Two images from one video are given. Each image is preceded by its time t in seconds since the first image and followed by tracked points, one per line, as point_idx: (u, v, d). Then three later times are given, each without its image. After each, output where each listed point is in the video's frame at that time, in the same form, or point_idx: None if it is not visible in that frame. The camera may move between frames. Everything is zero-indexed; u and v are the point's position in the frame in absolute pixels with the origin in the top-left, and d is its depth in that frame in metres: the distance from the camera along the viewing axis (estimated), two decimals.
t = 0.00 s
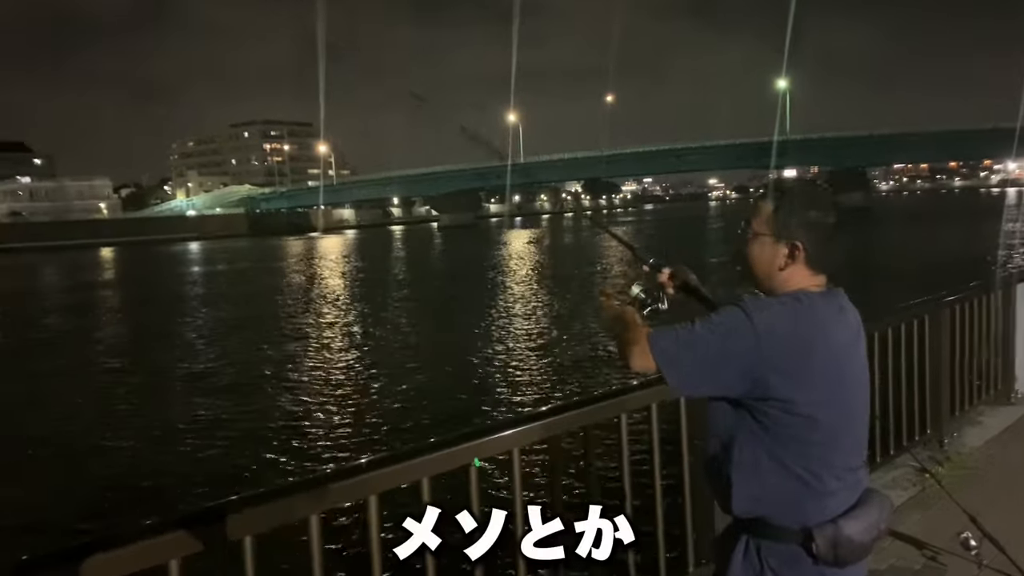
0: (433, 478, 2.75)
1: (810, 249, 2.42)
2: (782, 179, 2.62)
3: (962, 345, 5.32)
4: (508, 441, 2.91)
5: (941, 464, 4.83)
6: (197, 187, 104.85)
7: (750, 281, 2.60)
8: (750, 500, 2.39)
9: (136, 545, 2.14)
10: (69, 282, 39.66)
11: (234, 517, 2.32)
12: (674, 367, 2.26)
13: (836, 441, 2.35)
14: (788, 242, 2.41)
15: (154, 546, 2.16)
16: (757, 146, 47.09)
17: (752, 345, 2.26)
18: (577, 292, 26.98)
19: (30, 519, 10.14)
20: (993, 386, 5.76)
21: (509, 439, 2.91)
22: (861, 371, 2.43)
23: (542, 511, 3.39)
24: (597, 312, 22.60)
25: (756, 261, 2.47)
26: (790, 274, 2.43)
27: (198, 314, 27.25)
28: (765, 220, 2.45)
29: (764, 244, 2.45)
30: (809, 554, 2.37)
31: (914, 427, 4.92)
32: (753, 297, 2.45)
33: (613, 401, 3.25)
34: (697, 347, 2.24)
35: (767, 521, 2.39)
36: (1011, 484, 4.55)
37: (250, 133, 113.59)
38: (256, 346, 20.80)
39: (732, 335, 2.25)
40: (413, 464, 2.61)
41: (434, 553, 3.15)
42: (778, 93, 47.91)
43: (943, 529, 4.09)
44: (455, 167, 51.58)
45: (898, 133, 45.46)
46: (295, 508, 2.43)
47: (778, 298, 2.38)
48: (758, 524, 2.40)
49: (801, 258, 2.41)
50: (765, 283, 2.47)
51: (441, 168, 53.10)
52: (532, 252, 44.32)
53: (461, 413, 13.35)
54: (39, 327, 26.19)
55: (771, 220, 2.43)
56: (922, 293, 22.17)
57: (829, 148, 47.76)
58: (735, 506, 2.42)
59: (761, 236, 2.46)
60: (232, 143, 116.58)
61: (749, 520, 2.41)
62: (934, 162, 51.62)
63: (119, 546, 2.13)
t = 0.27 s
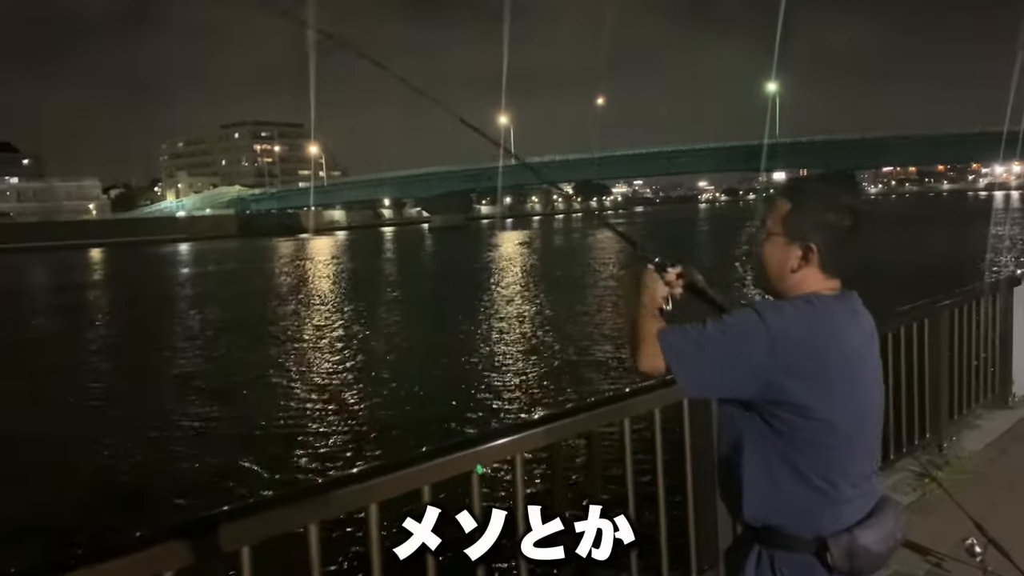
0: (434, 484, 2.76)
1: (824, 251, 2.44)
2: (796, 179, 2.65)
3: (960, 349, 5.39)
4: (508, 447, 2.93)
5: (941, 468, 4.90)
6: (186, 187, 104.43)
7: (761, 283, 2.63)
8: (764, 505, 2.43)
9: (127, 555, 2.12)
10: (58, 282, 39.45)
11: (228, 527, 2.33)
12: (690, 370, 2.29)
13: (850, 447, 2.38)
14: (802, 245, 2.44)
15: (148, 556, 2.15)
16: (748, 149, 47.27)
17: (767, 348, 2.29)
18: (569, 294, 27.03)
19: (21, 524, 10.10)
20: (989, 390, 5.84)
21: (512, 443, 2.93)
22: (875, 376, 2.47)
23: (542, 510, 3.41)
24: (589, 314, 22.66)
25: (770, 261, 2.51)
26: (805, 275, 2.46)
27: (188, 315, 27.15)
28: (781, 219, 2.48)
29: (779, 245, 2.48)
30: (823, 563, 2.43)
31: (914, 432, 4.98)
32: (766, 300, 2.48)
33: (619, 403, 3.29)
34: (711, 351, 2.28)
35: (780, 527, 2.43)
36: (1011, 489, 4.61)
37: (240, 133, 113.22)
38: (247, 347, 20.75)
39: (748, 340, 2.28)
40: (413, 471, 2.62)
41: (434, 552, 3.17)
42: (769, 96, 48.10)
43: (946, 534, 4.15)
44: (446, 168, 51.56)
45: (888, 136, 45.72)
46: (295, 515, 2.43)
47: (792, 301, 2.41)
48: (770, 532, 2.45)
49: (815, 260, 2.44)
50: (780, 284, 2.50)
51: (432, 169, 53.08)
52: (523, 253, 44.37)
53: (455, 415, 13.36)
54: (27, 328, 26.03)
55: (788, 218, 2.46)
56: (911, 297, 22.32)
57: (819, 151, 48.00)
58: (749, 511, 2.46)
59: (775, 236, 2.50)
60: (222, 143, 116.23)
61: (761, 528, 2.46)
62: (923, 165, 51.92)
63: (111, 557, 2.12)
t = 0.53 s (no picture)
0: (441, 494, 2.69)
1: (844, 259, 2.40)
2: (815, 180, 2.60)
3: (964, 354, 5.34)
4: (516, 455, 2.86)
5: (945, 475, 4.84)
6: (181, 191, 104.28)
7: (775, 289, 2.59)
8: (769, 516, 2.38)
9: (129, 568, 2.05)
10: (51, 285, 39.28)
11: (227, 538, 2.24)
12: (699, 375, 2.23)
13: (862, 457, 2.33)
14: (822, 251, 2.40)
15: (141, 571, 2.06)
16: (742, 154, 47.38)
17: (778, 354, 2.24)
18: (565, 298, 26.99)
19: (12, 527, 9.99)
20: (993, 396, 5.79)
21: (520, 451, 2.87)
22: (890, 385, 2.42)
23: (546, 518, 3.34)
24: (585, 318, 22.61)
25: (788, 267, 2.46)
26: (821, 282, 2.42)
27: (182, 319, 27.04)
28: (804, 222, 2.43)
29: (799, 248, 2.43)
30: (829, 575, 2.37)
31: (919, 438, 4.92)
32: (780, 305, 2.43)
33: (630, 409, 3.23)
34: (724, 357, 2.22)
35: (784, 538, 2.38)
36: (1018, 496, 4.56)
37: (235, 137, 113.15)
38: (242, 351, 20.64)
39: (760, 345, 2.23)
40: (419, 479, 2.55)
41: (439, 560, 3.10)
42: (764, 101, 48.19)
43: (955, 544, 4.09)
44: (441, 172, 51.55)
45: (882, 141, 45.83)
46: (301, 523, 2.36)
47: (808, 306, 2.36)
48: (776, 544, 2.39)
49: (835, 267, 2.40)
50: (795, 290, 2.45)
51: (427, 173, 53.06)
52: (518, 258, 44.36)
53: (451, 420, 13.28)
54: (18, 331, 25.90)
55: (812, 223, 2.42)
56: (906, 304, 22.35)
57: (814, 157, 48.10)
58: (753, 521, 2.40)
59: (797, 238, 2.44)
60: (217, 147, 116.15)
61: (765, 539, 2.40)
62: (918, 171, 52.05)
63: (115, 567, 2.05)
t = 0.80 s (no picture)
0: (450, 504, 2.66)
1: (850, 265, 2.36)
2: (819, 186, 2.56)
3: (980, 361, 5.29)
4: (526, 465, 2.84)
5: (963, 484, 4.79)
6: (193, 194, 104.82)
7: (779, 295, 2.54)
8: (762, 528, 2.32)
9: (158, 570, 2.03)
10: (63, 287, 39.54)
11: (239, 545, 2.21)
12: (692, 381, 2.19)
13: (861, 469, 2.27)
14: (826, 256, 2.36)
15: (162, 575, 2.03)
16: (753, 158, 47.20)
17: (775, 361, 2.19)
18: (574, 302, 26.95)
19: (19, 529, 10.02)
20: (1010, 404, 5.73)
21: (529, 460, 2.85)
22: (892, 397, 2.36)
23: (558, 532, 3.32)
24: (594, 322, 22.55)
25: (790, 273, 2.42)
26: (823, 289, 2.37)
27: (192, 322, 27.14)
28: (807, 227, 2.40)
29: (800, 253, 2.39)
30: None
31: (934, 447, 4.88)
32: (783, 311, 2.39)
33: (630, 422, 3.21)
34: (720, 363, 2.18)
35: (777, 552, 2.32)
36: None
37: (247, 140, 113.67)
38: (251, 355, 20.68)
39: (755, 351, 2.19)
40: (430, 488, 2.53)
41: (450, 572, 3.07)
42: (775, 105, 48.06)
43: (972, 555, 4.05)
44: (451, 176, 51.62)
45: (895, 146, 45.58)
46: (306, 537, 2.33)
47: (809, 313, 2.31)
48: (770, 556, 2.33)
49: (838, 274, 2.36)
50: (796, 296, 2.41)
51: (438, 177, 53.13)
52: (528, 262, 44.35)
53: (459, 424, 13.26)
54: (30, 333, 26.07)
55: (815, 228, 2.38)
56: (919, 310, 22.16)
57: (826, 160, 47.89)
58: (745, 531, 2.35)
59: (799, 243, 2.41)
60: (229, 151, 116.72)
61: (758, 549, 2.35)
62: (931, 175, 51.74)
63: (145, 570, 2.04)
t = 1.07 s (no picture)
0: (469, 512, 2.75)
1: (857, 271, 2.40)
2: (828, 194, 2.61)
3: (1005, 373, 5.50)
4: (543, 474, 2.93)
5: (992, 496, 4.97)
6: (220, 197, 106.03)
7: (791, 304, 2.57)
8: (774, 539, 2.34)
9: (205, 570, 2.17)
10: (93, 290, 40.17)
11: (272, 551, 2.34)
12: (701, 393, 2.22)
13: (872, 485, 2.28)
14: (834, 263, 2.40)
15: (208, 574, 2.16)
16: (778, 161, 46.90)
17: (780, 374, 2.21)
18: (597, 306, 27.06)
19: (50, 523, 10.20)
20: None
21: (547, 469, 2.94)
22: (904, 410, 2.37)
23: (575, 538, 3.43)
24: (617, 326, 22.63)
25: (799, 283, 2.46)
26: (834, 297, 2.41)
27: (219, 324, 27.50)
28: (814, 235, 2.44)
29: (809, 262, 2.44)
30: None
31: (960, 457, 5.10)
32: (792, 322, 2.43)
33: (645, 435, 3.31)
34: (728, 373, 2.20)
35: (787, 566, 2.34)
36: None
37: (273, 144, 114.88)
38: (277, 357, 20.99)
39: (763, 364, 2.21)
40: (451, 496, 2.63)
41: None
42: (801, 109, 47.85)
43: (999, 563, 4.24)
44: (475, 179, 51.87)
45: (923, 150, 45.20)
46: (334, 542, 2.43)
47: (817, 325, 2.34)
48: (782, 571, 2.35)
49: (847, 281, 2.39)
50: (807, 306, 2.45)
51: (461, 180, 53.43)
52: (551, 265, 44.42)
53: (483, 426, 13.39)
54: (61, 335, 26.54)
55: (821, 236, 2.42)
56: (946, 317, 21.93)
57: (852, 164, 47.57)
58: (759, 546, 2.37)
59: (807, 253, 2.45)
60: (255, 155, 118.06)
61: (771, 564, 2.37)
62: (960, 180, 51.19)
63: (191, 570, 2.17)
